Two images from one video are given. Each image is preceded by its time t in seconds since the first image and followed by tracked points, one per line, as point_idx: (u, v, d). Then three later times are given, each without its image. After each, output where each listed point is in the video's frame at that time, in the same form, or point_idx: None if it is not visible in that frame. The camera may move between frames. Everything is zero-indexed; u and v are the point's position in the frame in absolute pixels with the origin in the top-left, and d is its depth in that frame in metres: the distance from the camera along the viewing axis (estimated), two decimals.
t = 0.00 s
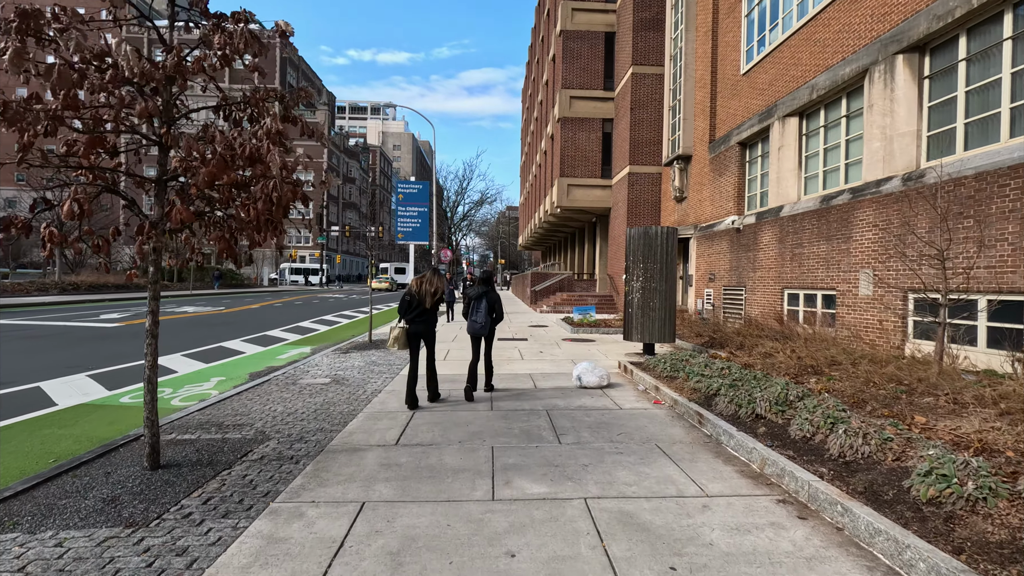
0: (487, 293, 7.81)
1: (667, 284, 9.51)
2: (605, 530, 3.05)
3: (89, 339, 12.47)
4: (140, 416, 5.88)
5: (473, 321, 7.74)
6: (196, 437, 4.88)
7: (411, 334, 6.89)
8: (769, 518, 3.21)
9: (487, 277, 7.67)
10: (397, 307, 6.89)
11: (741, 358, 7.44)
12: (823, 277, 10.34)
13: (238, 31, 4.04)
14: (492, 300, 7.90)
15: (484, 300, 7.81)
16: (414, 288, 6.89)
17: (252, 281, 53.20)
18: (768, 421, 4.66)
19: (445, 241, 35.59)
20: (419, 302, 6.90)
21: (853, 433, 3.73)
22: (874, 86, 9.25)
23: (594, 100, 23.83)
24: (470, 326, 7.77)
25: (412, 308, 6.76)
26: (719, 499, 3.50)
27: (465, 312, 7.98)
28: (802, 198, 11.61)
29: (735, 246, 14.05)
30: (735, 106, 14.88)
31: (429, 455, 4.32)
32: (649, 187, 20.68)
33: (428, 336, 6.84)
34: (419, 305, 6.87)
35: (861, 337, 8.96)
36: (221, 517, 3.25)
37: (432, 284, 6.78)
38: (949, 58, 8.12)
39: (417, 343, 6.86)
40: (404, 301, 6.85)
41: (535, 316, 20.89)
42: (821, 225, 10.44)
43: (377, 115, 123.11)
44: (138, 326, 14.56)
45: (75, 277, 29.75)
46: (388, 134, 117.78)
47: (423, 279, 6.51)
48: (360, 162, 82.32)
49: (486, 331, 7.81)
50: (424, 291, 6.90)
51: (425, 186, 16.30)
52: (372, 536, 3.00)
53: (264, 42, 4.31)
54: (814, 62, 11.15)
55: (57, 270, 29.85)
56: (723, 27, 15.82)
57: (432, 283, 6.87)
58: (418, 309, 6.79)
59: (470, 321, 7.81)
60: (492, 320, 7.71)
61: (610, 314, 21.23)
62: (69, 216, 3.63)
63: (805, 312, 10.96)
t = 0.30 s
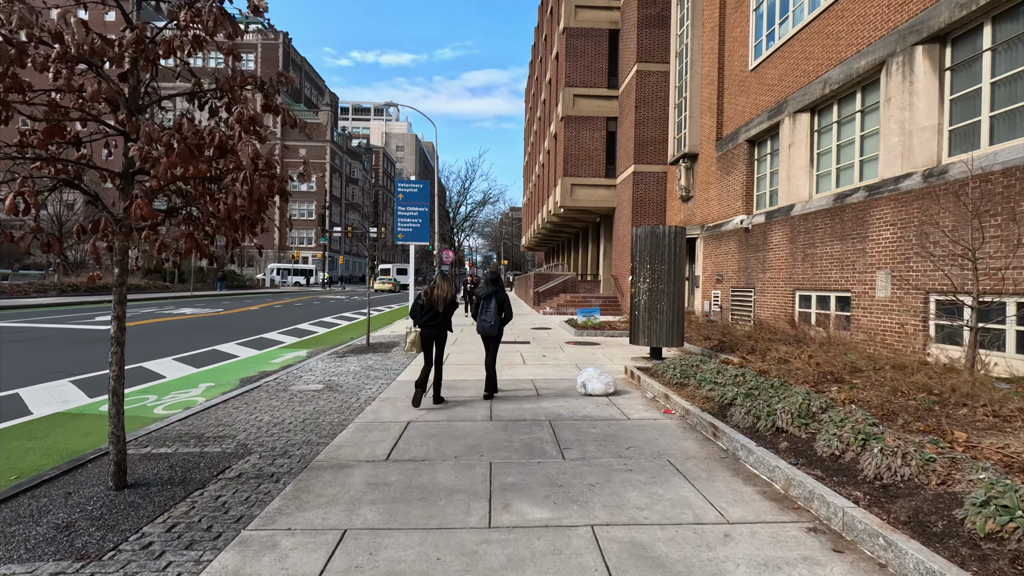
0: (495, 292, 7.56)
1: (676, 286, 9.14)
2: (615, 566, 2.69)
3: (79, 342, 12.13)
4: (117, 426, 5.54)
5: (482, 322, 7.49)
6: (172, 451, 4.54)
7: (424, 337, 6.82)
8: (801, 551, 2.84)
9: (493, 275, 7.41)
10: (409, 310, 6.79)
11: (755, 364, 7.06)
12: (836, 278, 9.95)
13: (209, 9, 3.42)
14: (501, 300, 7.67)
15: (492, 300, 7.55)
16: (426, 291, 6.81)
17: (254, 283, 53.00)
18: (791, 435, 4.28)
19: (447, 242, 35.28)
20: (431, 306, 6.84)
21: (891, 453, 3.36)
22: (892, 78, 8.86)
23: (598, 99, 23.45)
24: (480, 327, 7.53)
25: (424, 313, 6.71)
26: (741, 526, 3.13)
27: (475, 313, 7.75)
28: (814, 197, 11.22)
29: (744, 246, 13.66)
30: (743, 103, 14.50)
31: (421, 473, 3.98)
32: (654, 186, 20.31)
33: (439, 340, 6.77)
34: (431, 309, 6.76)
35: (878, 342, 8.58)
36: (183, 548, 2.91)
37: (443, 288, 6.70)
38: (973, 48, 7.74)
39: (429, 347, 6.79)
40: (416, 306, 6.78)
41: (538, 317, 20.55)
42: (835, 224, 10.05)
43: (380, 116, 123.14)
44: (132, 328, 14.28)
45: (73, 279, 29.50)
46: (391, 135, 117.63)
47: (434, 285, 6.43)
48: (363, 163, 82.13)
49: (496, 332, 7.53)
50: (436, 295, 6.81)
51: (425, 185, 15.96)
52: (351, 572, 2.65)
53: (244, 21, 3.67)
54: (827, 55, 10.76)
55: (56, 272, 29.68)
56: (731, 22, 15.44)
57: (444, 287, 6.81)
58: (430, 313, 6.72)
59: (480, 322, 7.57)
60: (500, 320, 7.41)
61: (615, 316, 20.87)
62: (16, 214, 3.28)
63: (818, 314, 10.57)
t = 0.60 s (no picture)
0: (505, 294, 7.94)
1: (687, 286, 8.75)
2: None
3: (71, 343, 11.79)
4: (94, 437, 5.20)
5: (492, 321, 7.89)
6: (146, 467, 4.18)
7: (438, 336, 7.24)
8: None
9: (505, 279, 7.82)
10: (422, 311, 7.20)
11: (773, 369, 6.65)
12: (854, 278, 9.53)
13: None
14: (511, 301, 8.06)
15: (503, 301, 7.94)
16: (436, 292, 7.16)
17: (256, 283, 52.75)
18: (822, 452, 3.87)
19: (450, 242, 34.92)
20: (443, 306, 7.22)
21: (947, 477, 2.97)
22: (914, 68, 8.45)
23: (603, 95, 23.06)
24: (490, 326, 7.94)
25: (439, 313, 7.08)
26: (776, 561, 2.75)
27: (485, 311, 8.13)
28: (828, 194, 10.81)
29: (755, 245, 13.24)
30: (754, 98, 14.09)
31: (416, 494, 3.61)
32: (660, 184, 19.89)
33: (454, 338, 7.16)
34: (443, 309, 7.19)
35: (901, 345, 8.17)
36: None
37: (454, 288, 7.10)
38: (1002, 36, 7.35)
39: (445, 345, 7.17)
40: (429, 307, 7.13)
41: (542, 318, 20.14)
42: (853, 222, 9.63)
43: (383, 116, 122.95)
44: (128, 329, 13.97)
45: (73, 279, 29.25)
46: (394, 134, 117.38)
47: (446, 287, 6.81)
48: (366, 162, 81.87)
49: (505, 330, 7.93)
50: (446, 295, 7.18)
51: (427, 182, 15.59)
52: None
53: None
54: (843, 46, 10.35)
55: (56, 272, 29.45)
56: (740, 15, 15.03)
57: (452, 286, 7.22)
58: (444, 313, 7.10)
59: (490, 321, 7.98)
60: (510, 321, 7.82)
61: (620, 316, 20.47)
62: None
63: (834, 316, 10.14)
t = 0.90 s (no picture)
0: (511, 295, 7.87)
1: (695, 286, 8.37)
2: None
3: (56, 343, 11.41)
4: (59, 447, 4.82)
5: (497, 322, 7.88)
6: (106, 482, 3.80)
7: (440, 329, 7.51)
8: None
9: (511, 281, 7.73)
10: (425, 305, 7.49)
11: (787, 373, 6.28)
12: (868, 276, 9.14)
13: None
14: (517, 301, 7.99)
15: (508, 303, 7.86)
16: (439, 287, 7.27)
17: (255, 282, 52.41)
18: (853, 468, 3.49)
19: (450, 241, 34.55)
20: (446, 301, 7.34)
21: (1008, 503, 2.58)
22: (933, 56, 8.06)
23: (605, 92, 22.69)
24: (495, 327, 7.93)
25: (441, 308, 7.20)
26: None
27: (491, 310, 8.08)
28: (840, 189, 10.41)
29: (762, 243, 12.85)
30: (760, 92, 13.70)
31: (401, 516, 3.23)
32: (664, 181, 19.51)
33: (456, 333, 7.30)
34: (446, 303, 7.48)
35: (920, 348, 7.78)
36: None
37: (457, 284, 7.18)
38: None
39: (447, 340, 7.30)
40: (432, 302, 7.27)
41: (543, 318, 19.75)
42: (867, 218, 9.23)
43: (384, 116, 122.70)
44: (118, 330, 13.62)
45: (68, 279, 28.90)
46: (395, 134, 117.04)
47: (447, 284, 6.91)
48: (366, 161, 81.54)
49: (510, 331, 7.91)
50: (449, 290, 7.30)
51: (425, 179, 15.21)
52: None
53: None
54: (856, 36, 9.96)
55: (50, 272, 29.10)
56: (746, 7, 14.63)
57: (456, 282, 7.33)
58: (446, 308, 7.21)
59: (496, 321, 7.95)
60: (516, 323, 7.77)
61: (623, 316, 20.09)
62: None
63: (847, 316, 9.76)
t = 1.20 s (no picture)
0: (513, 287, 7.77)
1: (698, 283, 7.97)
2: None
3: (29, 343, 10.91)
4: (7, 461, 4.39)
5: (500, 314, 7.74)
6: (43, 505, 3.37)
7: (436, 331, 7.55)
8: None
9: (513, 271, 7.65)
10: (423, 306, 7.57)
11: (798, 377, 5.88)
12: (877, 274, 8.75)
13: None
14: (519, 294, 7.84)
15: (511, 294, 7.74)
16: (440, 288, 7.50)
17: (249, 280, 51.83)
18: (886, 490, 3.08)
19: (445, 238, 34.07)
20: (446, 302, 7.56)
21: None
22: (949, 42, 7.67)
23: (604, 85, 22.24)
24: (497, 319, 7.77)
25: (439, 309, 7.42)
26: None
27: (494, 304, 7.94)
28: (847, 183, 10.02)
29: (765, 240, 12.46)
30: (763, 83, 13.30)
31: (372, 547, 2.82)
32: (663, 177, 19.10)
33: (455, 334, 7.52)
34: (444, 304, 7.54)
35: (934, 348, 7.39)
36: None
37: (456, 286, 7.37)
38: None
39: (445, 340, 7.54)
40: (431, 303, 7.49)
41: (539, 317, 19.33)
42: (877, 212, 8.85)
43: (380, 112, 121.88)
44: (99, 329, 13.15)
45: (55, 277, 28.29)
46: (391, 130, 116.34)
47: (445, 287, 7.11)
48: (362, 158, 80.88)
49: (513, 324, 7.75)
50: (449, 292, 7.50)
51: (417, 173, 14.74)
52: None
53: None
54: (865, 23, 9.55)
55: (38, 271, 28.49)
56: None
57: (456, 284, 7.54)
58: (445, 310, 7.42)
59: (498, 314, 7.82)
60: (518, 315, 7.60)
61: (621, 315, 19.70)
62: None
63: (855, 315, 9.38)
